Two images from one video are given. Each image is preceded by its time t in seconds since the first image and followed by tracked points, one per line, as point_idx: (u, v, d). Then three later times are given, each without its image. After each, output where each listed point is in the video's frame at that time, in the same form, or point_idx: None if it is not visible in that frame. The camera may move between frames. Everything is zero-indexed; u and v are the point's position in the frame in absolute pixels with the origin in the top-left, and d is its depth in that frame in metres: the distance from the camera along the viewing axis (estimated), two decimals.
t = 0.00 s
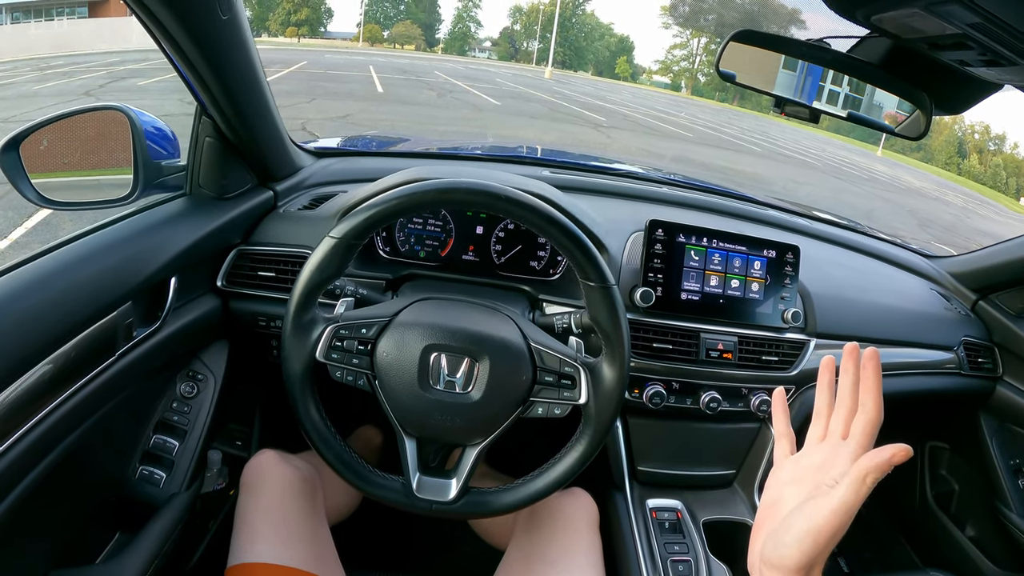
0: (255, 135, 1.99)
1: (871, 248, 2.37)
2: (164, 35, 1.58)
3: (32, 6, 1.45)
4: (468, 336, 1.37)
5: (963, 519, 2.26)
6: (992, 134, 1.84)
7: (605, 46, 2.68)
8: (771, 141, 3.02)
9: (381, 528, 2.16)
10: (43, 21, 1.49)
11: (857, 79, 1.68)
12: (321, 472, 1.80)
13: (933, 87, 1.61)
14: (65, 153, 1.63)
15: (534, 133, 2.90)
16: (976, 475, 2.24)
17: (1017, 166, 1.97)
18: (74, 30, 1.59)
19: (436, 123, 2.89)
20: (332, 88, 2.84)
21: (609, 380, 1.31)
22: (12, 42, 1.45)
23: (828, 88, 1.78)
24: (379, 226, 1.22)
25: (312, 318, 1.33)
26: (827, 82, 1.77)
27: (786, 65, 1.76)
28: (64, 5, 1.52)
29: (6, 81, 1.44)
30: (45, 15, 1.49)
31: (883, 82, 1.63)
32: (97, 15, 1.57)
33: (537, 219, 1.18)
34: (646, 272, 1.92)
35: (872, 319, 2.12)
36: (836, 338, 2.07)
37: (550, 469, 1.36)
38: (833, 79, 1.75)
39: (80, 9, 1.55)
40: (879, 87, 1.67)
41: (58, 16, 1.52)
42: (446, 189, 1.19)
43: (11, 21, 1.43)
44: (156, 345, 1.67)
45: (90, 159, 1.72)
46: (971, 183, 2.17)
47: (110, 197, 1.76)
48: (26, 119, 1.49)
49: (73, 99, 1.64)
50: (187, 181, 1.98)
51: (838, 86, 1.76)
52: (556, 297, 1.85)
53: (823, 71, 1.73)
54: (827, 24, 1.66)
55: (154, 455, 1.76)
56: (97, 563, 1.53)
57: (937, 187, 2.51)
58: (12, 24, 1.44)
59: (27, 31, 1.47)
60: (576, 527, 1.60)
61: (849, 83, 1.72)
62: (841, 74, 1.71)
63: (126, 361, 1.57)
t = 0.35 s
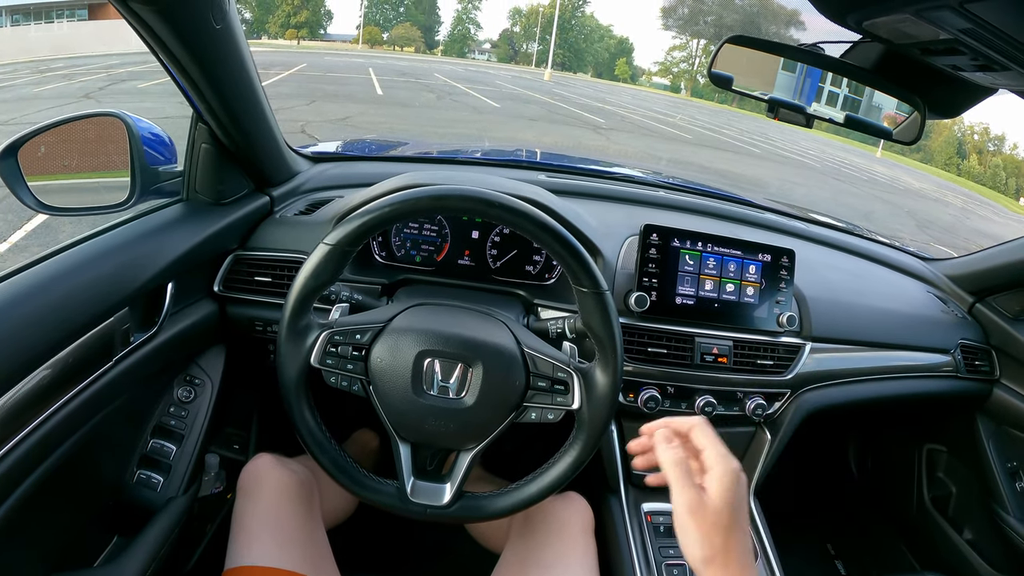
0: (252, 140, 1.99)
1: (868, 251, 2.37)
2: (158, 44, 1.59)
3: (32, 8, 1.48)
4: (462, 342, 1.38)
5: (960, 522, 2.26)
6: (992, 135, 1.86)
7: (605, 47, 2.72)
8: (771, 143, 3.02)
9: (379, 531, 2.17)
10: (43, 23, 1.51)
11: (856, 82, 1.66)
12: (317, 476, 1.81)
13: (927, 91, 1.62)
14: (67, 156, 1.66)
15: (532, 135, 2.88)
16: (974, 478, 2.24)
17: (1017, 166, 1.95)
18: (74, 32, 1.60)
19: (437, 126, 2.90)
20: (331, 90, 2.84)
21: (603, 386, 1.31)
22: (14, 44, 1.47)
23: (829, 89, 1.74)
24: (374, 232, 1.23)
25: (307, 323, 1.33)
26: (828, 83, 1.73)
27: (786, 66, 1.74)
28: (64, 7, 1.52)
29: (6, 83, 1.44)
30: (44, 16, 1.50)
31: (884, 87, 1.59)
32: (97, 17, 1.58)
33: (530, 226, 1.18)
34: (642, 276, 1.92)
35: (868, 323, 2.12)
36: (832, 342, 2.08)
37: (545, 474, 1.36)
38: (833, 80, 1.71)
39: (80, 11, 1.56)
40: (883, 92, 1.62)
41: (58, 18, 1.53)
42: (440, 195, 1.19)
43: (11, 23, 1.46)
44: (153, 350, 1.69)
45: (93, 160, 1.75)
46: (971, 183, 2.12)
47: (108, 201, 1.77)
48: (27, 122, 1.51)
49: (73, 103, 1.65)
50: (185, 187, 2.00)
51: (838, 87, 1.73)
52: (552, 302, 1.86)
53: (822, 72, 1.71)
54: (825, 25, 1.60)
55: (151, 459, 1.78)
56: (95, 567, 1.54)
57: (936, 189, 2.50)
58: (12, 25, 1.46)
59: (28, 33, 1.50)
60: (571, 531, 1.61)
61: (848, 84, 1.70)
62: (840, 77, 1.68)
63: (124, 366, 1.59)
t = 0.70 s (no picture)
0: (253, 143, 2.00)
1: (868, 253, 2.38)
2: (159, 47, 1.60)
3: (32, 10, 1.50)
4: (463, 344, 1.38)
5: (960, 523, 2.26)
6: (992, 136, 1.86)
7: (604, 49, 2.75)
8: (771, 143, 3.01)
9: (382, 534, 2.18)
10: (43, 25, 1.54)
11: (855, 83, 1.66)
12: (319, 478, 1.82)
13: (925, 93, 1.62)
14: (67, 158, 1.66)
15: (533, 137, 2.89)
16: (974, 479, 2.24)
17: (1017, 167, 1.94)
18: (74, 34, 1.61)
19: (437, 128, 2.91)
20: (331, 92, 2.85)
21: (603, 389, 1.32)
22: (12, 45, 1.49)
23: (828, 90, 1.74)
24: (374, 235, 1.23)
25: (308, 326, 1.34)
26: (827, 83, 1.74)
27: (786, 67, 1.75)
28: (64, 9, 1.54)
29: (6, 85, 1.45)
30: (45, 19, 1.54)
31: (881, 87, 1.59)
32: (96, 19, 1.59)
33: (531, 229, 1.18)
34: (642, 278, 1.93)
35: (868, 324, 2.13)
36: (832, 343, 2.08)
37: (545, 476, 1.36)
38: (833, 81, 1.72)
39: (81, 13, 1.57)
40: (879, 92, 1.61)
41: (58, 20, 1.55)
42: (441, 198, 1.19)
43: (11, 25, 1.46)
44: (154, 352, 1.69)
45: (94, 162, 1.76)
46: (971, 184, 2.13)
47: (109, 203, 1.77)
48: (29, 124, 1.52)
49: (73, 105, 1.65)
50: (185, 190, 1.99)
51: (836, 88, 1.74)
52: (552, 304, 1.87)
53: (822, 73, 1.71)
54: (826, 26, 1.59)
55: (152, 461, 1.78)
56: (96, 569, 1.54)
57: (936, 190, 2.50)
58: (12, 28, 1.46)
59: (27, 35, 1.51)
60: (572, 534, 1.61)
61: (847, 85, 1.70)
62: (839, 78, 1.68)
63: (125, 370, 1.59)
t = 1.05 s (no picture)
0: (252, 144, 2.00)
1: (867, 253, 2.38)
2: (159, 49, 1.60)
3: (32, 12, 1.51)
4: (463, 345, 1.38)
5: (961, 523, 2.26)
6: (991, 136, 1.86)
7: (604, 50, 2.74)
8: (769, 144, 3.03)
9: (382, 534, 2.18)
10: (43, 26, 1.55)
11: (854, 83, 1.67)
12: (319, 478, 1.82)
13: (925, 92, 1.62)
14: (67, 160, 1.66)
15: (533, 138, 2.89)
16: (974, 479, 2.24)
17: (1017, 167, 1.95)
18: (74, 36, 1.62)
19: (437, 129, 2.91)
20: (331, 94, 2.85)
21: (603, 389, 1.32)
22: (12, 47, 1.49)
23: (827, 90, 1.75)
24: (374, 236, 1.23)
25: (308, 327, 1.34)
26: (826, 84, 1.74)
27: (784, 68, 1.75)
28: (63, 11, 1.55)
29: (5, 86, 1.47)
30: (44, 20, 1.55)
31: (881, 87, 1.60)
32: (96, 20, 1.59)
33: (530, 229, 1.19)
34: (642, 278, 1.93)
35: (868, 324, 2.13)
36: (831, 343, 2.08)
37: (545, 476, 1.36)
38: (832, 81, 1.72)
39: (80, 15, 1.58)
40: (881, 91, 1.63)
41: (58, 21, 1.57)
42: (440, 199, 1.19)
43: (11, 27, 1.47)
44: (154, 353, 1.70)
45: (94, 163, 1.76)
46: (970, 184, 2.13)
47: (109, 205, 1.77)
48: (28, 126, 1.52)
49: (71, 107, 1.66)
50: (185, 191, 1.99)
51: (836, 89, 1.74)
52: (552, 304, 1.87)
53: (821, 74, 1.72)
54: (824, 27, 1.59)
55: (152, 462, 1.78)
56: (95, 569, 1.54)
57: (936, 190, 2.51)
58: (12, 29, 1.47)
59: (27, 36, 1.52)
60: (571, 534, 1.61)
61: (846, 85, 1.70)
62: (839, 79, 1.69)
63: (124, 371, 1.59)
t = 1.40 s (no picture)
0: (251, 145, 2.00)
1: (867, 254, 2.38)
2: (159, 50, 1.60)
3: (32, 13, 1.51)
4: (463, 346, 1.38)
5: (961, 523, 2.26)
6: (991, 136, 1.86)
7: (603, 51, 2.71)
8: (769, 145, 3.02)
9: (382, 536, 2.17)
10: (43, 28, 1.55)
11: (854, 83, 1.68)
12: (319, 479, 1.81)
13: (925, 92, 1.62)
14: (67, 161, 1.66)
15: (532, 139, 2.89)
16: (974, 479, 2.24)
17: (1016, 167, 1.95)
18: (75, 37, 1.62)
19: (436, 129, 2.90)
20: (331, 95, 2.85)
21: (603, 390, 1.31)
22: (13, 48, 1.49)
23: (826, 91, 1.76)
24: (374, 237, 1.23)
25: (308, 327, 1.34)
26: (825, 85, 1.75)
27: (783, 69, 1.75)
28: (64, 12, 1.56)
29: (5, 88, 1.45)
30: (45, 22, 1.55)
31: (880, 86, 1.62)
32: (95, 21, 1.58)
33: (531, 230, 1.18)
34: (642, 279, 1.93)
35: (868, 324, 2.12)
36: (832, 343, 2.08)
37: (545, 478, 1.36)
38: (831, 82, 1.73)
39: (80, 16, 1.59)
40: (878, 91, 1.65)
41: (57, 23, 1.57)
42: (440, 199, 1.19)
43: (11, 28, 1.47)
44: (154, 354, 1.69)
45: (94, 165, 1.75)
46: (970, 185, 2.13)
47: (109, 206, 1.78)
48: (28, 128, 1.52)
49: (71, 108, 1.65)
50: (185, 192, 1.99)
51: (835, 90, 1.75)
52: (552, 305, 1.86)
53: (820, 75, 1.72)
54: (824, 27, 1.58)
55: (152, 463, 1.78)
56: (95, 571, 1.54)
57: (936, 190, 2.50)
58: (12, 31, 1.47)
59: (27, 38, 1.51)
60: (571, 535, 1.61)
61: (846, 87, 1.72)
62: (839, 79, 1.70)
63: (124, 372, 1.58)
